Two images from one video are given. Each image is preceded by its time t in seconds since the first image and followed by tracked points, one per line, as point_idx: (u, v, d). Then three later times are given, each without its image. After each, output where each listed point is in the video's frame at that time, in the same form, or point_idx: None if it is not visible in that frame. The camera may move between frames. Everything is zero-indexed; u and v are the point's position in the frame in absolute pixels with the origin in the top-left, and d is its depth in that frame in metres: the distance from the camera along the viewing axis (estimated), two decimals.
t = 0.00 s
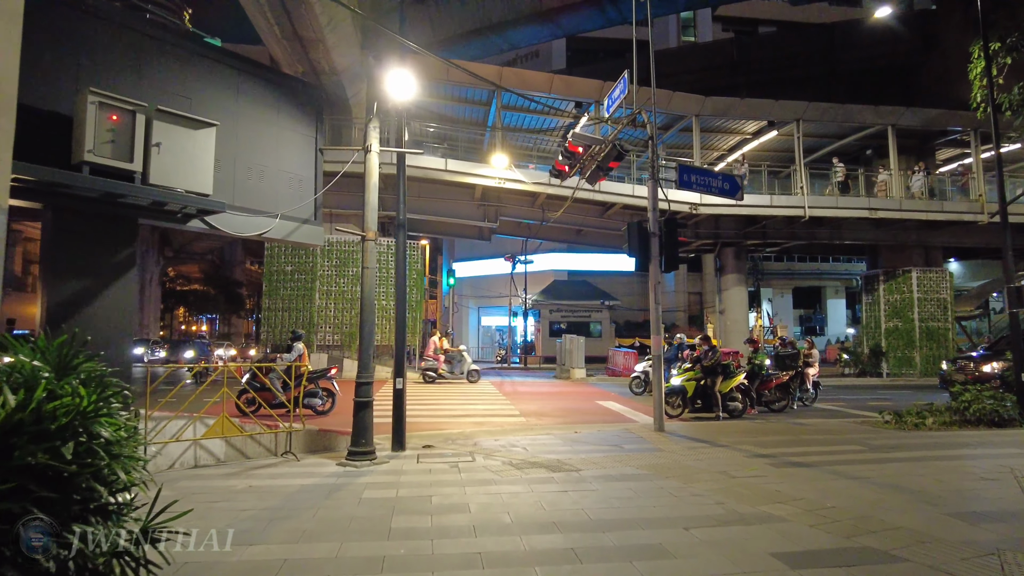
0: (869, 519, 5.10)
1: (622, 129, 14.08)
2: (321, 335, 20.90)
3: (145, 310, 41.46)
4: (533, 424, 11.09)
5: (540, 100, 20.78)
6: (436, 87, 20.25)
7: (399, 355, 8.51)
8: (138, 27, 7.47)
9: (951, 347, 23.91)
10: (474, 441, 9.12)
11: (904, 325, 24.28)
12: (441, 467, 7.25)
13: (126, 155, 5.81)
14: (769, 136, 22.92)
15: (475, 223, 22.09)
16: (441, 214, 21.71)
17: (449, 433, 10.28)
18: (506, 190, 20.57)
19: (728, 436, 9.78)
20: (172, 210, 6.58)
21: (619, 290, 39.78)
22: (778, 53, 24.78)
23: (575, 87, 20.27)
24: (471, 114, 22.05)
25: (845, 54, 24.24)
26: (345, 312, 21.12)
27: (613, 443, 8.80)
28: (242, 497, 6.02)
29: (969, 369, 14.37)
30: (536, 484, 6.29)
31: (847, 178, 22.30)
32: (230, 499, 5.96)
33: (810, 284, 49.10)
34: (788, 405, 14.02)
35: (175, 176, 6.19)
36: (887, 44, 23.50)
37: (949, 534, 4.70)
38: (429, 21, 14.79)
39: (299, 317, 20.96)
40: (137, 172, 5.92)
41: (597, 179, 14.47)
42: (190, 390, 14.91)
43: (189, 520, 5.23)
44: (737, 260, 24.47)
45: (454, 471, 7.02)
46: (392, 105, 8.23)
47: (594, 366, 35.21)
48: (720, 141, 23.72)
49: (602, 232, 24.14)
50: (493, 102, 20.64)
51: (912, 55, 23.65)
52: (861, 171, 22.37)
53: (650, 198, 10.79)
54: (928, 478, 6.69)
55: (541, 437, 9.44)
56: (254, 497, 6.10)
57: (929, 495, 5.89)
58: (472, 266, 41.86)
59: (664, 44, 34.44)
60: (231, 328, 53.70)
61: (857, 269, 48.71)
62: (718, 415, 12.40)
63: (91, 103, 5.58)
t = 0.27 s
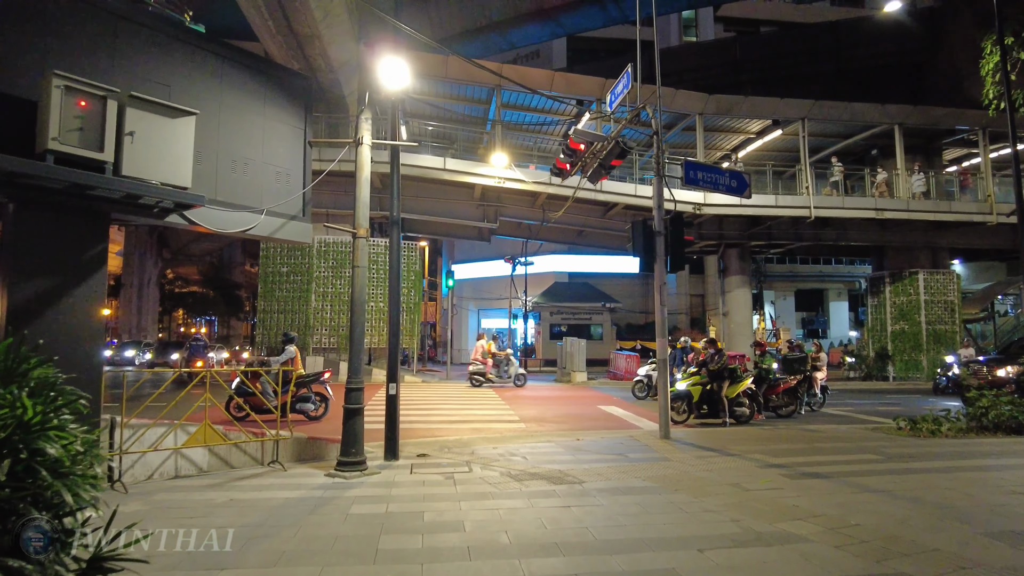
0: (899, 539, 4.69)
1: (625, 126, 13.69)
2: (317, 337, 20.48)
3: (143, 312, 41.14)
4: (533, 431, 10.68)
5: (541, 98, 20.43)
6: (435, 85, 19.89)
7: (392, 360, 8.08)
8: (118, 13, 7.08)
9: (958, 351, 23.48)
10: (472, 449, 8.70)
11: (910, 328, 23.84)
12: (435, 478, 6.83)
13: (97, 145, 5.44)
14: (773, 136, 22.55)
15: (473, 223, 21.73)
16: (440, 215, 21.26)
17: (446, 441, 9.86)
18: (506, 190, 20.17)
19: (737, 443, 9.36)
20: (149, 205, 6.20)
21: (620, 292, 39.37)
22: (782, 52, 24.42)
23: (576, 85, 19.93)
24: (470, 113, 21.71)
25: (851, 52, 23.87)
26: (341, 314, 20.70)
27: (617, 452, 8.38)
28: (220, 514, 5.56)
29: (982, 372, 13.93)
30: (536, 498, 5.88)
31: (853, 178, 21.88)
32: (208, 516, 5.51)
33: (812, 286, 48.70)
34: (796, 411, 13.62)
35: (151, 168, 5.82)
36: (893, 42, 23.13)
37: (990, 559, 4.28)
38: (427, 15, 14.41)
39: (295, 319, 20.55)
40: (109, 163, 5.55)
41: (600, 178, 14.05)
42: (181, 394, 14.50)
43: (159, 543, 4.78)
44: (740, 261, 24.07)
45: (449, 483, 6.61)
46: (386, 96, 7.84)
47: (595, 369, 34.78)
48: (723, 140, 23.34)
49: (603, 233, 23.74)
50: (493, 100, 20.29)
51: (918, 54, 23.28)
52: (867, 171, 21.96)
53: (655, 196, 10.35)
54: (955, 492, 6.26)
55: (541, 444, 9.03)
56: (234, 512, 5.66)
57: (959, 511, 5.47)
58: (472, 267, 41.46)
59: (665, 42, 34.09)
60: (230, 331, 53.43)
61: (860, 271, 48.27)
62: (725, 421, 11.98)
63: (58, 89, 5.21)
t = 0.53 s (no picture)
0: (934, 565, 4.25)
1: (627, 121, 13.26)
2: (312, 338, 20.03)
3: (140, 312, 40.77)
4: (532, 437, 10.24)
5: (541, 95, 20.07)
6: (433, 81, 19.55)
7: (383, 363, 7.64)
8: None
9: (967, 353, 22.99)
10: (468, 457, 8.28)
11: (917, 330, 23.36)
12: (428, 491, 6.39)
13: (57, 131, 5.10)
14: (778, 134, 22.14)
15: (473, 222, 21.04)
16: (438, 213, 20.77)
17: (440, 447, 9.42)
18: (505, 189, 19.74)
19: (745, 451, 8.92)
20: (118, 199, 5.82)
21: (621, 294, 38.96)
22: (787, 49, 24.04)
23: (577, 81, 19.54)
24: (469, 110, 21.35)
25: (856, 50, 23.48)
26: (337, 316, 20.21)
27: (621, 460, 7.96)
28: (191, 534, 5.11)
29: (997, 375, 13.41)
30: (535, 514, 5.44)
31: (860, 177, 21.42)
32: (185, 534, 5.12)
33: (814, 288, 48.27)
34: (804, 416, 13.18)
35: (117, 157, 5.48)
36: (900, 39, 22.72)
37: None
38: (424, 8, 14.02)
39: (289, 320, 20.14)
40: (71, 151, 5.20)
41: (602, 175, 13.60)
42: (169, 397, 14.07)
43: (121, 569, 4.34)
44: (744, 261, 23.63)
45: (442, 496, 6.18)
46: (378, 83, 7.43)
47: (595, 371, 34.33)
48: (727, 138, 22.92)
49: (605, 233, 23.32)
50: (492, 97, 19.93)
51: (926, 51, 22.89)
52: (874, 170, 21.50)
53: (660, 192, 9.91)
54: (987, 507, 5.81)
55: (541, 452, 8.61)
56: (206, 530, 5.21)
57: (997, 531, 5.01)
58: (471, 268, 41.09)
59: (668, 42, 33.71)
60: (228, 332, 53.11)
61: (863, 273, 47.80)
62: (731, 426, 11.56)
63: (12, 70, 4.89)
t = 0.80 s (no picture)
0: None
1: (629, 113, 12.81)
2: (307, 339, 19.63)
3: (137, 314, 40.36)
4: (531, 442, 9.81)
5: (540, 90, 19.67)
6: (430, 76, 19.16)
7: (372, 365, 7.20)
8: None
9: (974, 354, 22.57)
10: (462, 464, 7.87)
11: (924, 330, 22.91)
12: (417, 502, 5.96)
13: (7, 112, 4.67)
14: (781, 130, 21.74)
15: (470, 220, 20.46)
16: (434, 211, 20.26)
17: (434, 453, 8.99)
18: (504, 186, 19.33)
19: (753, 457, 8.49)
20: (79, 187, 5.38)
21: (622, 294, 38.56)
22: (790, 45, 23.65)
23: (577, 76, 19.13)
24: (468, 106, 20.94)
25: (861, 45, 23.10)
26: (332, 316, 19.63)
27: (624, 467, 7.54)
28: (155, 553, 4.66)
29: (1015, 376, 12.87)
30: (531, 529, 5.01)
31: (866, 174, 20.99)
32: (185, 535, 5.15)
33: (816, 288, 47.90)
34: (812, 419, 12.75)
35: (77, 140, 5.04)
36: (906, 34, 22.32)
37: None
38: None
39: (284, 320, 19.74)
40: (23, 133, 4.77)
41: (603, 170, 13.18)
42: (157, 399, 13.68)
43: None
44: (748, 261, 23.20)
45: (432, 509, 5.75)
46: (366, 68, 7.01)
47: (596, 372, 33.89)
48: (730, 135, 22.51)
49: (606, 231, 22.92)
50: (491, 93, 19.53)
51: (932, 46, 22.49)
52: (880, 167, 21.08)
53: (664, 186, 9.48)
54: (1020, 520, 5.37)
55: (539, 458, 8.20)
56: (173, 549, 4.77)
57: None
58: (470, 268, 40.71)
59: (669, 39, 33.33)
60: (226, 333, 52.71)
61: (865, 272, 47.36)
62: (738, 430, 11.16)
63: None
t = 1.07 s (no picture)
0: None
1: (633, 105, 12.39)
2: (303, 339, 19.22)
3: (134, 313, 40.00)
4: (531, 446, 9.39)
5: (541, 84, 19.26)
6: (428, 70, 18.77)
7: (362, 366, 6.78)
8: None
9: (983, 353, 22.11)
10: (459, 471, 7.45)
11: (931, 330, 22.47)
12: (409, 514, 5.54)
13: None
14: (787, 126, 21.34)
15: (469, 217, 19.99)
16: (432, 208, 19.82)
17: (431, 458, 8.59)
18: (503, 182, 18.92)
19: (763, 462, 8.09)
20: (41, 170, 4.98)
21: (623, 293, 38.13)
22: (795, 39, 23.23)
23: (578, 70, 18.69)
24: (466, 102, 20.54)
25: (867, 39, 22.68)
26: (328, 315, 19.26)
27: (630, 474, 7.12)
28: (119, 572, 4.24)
29: None
30: (532, 546, 4.59)
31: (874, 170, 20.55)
32: (187, 535, 5.11)
33: (819, 287, 47.50)
34: (822, 421, 12.35)
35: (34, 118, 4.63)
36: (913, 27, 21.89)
37: None
38: None
39: (279, 320, 19.33)
40: None
41: (606, 164, 12.78)
42: (146, 400, 13.26)
43: None
44: (752, 259, 22.79)
45: (425, 521, 5.32)
46: (355, 50, 6.60)
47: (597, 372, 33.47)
48: (734, 131, 22.08)
49: (607, 229, 22.50)
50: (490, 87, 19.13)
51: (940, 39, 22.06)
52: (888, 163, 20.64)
53: (671, 178, 9.04)
54: None
55: (540, 464, 7.78)
56: (140, 567, 4.35)
57: None
58: (469, 267, 40.31)
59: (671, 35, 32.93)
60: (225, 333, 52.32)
61: (868, 271, 46.90)
62: (747, 433, 10.75)
63: None
